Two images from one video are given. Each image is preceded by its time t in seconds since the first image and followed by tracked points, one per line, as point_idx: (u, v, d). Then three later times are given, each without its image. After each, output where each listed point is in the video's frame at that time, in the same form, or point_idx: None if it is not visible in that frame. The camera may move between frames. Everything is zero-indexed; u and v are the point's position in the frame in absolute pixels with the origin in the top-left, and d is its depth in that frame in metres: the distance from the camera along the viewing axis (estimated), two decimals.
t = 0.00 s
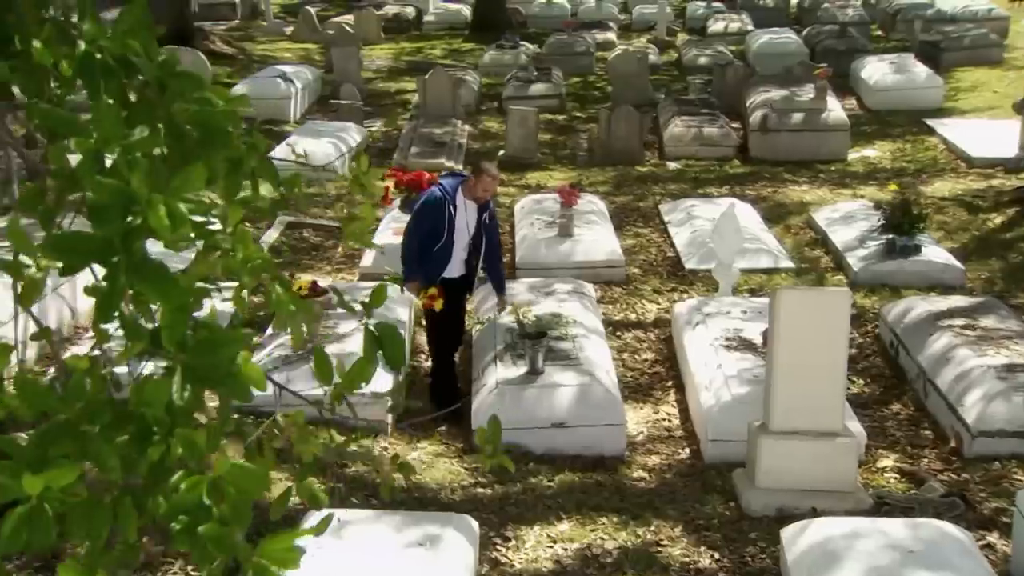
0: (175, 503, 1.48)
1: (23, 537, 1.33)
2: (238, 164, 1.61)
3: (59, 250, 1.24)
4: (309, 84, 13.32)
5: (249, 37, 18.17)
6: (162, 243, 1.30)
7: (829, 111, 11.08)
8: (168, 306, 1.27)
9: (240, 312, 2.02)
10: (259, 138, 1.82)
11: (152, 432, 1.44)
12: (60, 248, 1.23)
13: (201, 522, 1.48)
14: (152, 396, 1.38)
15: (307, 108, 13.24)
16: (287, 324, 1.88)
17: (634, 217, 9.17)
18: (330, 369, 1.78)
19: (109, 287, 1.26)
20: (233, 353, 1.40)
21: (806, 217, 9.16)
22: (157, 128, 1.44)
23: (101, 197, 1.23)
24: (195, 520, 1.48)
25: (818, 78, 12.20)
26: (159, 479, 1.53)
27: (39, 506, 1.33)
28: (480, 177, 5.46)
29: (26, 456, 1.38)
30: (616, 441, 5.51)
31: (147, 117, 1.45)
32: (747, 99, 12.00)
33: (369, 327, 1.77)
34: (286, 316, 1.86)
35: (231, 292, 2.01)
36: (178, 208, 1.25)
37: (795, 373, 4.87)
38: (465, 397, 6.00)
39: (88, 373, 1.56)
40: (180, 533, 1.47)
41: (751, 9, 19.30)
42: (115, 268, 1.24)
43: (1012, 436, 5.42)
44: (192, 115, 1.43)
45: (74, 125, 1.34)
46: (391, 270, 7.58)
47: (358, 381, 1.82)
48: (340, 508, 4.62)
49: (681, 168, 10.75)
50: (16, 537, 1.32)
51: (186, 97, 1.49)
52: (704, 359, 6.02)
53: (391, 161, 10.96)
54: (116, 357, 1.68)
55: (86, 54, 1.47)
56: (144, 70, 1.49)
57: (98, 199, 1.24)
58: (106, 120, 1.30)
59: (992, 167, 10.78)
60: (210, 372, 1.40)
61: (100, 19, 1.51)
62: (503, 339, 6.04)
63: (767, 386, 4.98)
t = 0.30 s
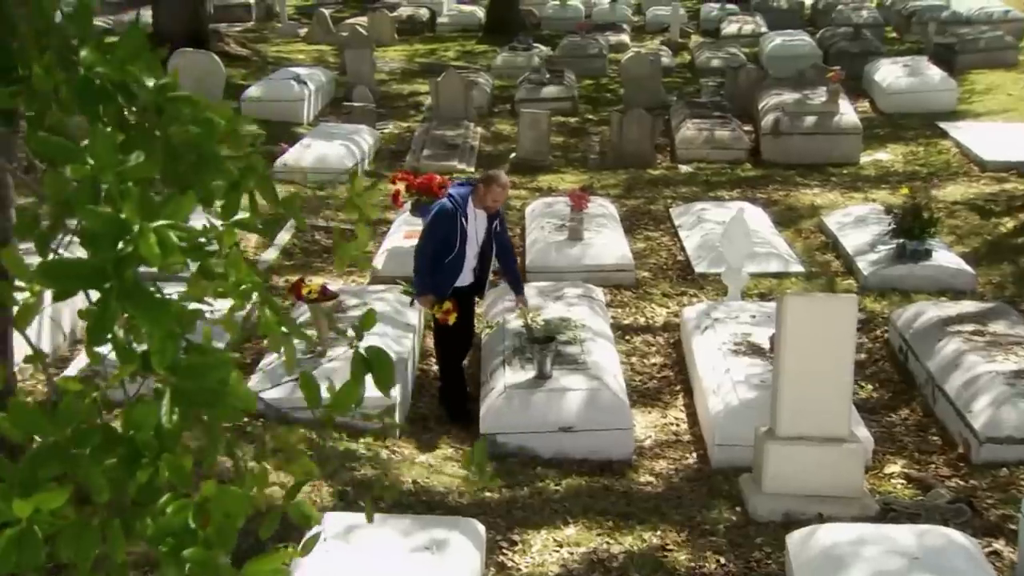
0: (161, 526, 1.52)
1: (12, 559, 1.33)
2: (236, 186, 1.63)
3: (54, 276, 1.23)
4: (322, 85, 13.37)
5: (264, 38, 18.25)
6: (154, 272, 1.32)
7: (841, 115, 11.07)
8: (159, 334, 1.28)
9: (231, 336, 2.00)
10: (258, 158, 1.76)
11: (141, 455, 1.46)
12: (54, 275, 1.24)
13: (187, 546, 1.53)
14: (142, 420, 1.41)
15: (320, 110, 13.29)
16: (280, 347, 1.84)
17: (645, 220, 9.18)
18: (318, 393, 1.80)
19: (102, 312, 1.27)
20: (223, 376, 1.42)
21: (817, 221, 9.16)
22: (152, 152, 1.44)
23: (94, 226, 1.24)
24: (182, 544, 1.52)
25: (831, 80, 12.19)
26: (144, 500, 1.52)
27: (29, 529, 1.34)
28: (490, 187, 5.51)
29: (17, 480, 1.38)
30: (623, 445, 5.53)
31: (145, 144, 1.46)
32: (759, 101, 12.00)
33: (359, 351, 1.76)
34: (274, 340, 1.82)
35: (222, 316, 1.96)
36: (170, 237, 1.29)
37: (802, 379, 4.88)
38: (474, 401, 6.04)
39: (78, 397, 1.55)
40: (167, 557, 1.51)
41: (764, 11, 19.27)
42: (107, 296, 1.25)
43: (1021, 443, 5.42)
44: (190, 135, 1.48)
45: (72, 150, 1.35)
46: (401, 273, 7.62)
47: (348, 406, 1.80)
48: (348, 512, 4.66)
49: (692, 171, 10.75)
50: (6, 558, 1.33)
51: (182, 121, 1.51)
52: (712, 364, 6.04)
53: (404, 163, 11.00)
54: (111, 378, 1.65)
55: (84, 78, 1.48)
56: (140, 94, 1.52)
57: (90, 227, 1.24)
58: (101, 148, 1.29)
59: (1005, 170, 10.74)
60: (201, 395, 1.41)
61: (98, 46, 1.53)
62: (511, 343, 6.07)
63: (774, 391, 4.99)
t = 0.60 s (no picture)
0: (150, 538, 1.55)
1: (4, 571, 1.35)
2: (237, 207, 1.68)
3: (51, 297, 1.27)
4: (335, 87, 13.42)
5: (278, 40, 18.31)
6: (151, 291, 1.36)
7: (854, 118, 11.05)
8: (154, 354, 1.31)
9: (228, 355, 1.97)
10: (254, 176, 1.80)
11: (134, 469, 1.50)
12: (51, 295, 1.27)
13: (175, 556, 1.56)
14: (136, 437, 1.46)
15: (334, 111, 13.34)
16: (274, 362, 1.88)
17: (656, 224, 9.18)
18: (311, 407, 1.83)
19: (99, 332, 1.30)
20: (216, 393, 1.41)
21: (829, 225, 9.15)
22: (153, 176, 1.51)
23: (92, 248, 1.29)
24: (170, 556, 1.55)
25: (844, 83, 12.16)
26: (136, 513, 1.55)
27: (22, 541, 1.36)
28: (503, 208, 5.54)
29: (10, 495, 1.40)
30: (631, 449, 5.55)
31: (146, 166, 1.53)
32: (772, 104, 11.99)
33: (351, 368, 1.80)
34: (267, 357, 1.84)
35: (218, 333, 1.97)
36: (164, 259, 1.34)
37: (808, 387, 4.88)
38: (483, 404, 6.07)
39: (74, 414, 1.57)
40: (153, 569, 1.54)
41: (779, 12, 19.26)
42: (103, 315, 1.28)
43: None
44: (189, 158, 1.49)
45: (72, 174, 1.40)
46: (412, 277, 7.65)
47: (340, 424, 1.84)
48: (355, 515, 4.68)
49: (704, 174, 10.75)
50: None
51: (182, 142, 1.54)
52: (721, 368, 6.05)
53: (416, 165, 11.02)
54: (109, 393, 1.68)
55: (87, 106, 1.56)
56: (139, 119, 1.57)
57: (88, 249, 1.29)
58: (101, 174, 1.35)
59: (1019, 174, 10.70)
60: (197, 412, 1.41)
61: (101, 71, 1.61)
62: (521, 347, 6.10)
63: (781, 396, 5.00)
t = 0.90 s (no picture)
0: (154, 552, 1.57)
1: None
2: (239, 225, 1.71)
3: (56, 318, 1.31)
4: (349, 89, 13.47)
5: (293, 41, 18.38)
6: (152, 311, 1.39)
7: (867, 121, 11.03)
8: (157, 371, 1.35)
9: (228, 372, 2.00)
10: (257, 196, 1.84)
11: (139, 484, 1.55)
12: (55, 316, 1.31)
13: (178, 568, 1.60)
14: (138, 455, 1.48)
15: (347, 113, 13.38)
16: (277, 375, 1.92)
17: (667, 227, 9.19)
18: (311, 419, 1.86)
19: (103, 352, 1.35)
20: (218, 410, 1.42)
21: (840, 228, 9.14)
22: (157, 196, 1.56)
23: (94, 270, 1.31)
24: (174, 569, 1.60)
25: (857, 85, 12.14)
26: (141, 526, 1.59)
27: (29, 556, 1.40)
28: (519, 226, 5.54)
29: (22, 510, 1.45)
30: (639, 454, 5.56)
31: (150, 188, 1.57)
32: (785, 107, 11.98)
33: (350, 382, 1.84)
34: (268, 371, 1.88)
35: (218, 349, 2.00)
36: (164, 280, 1.35)
37: (815, 393, 4.88)
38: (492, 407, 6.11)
39: (79, 430, 1.58)
40: None
41: (792, 14, 19.23)
42: (107, 335, 1.33)
43: None
44: (191, 177, 1.53)
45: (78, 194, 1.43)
46: (423, 280, 7.68)
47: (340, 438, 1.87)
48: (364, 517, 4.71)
49: (716, 177, 10.75)
50: None
51: (185, 161, 1.57)
52: (729, 373, 6.07)
53: (429, 167, 11.05)
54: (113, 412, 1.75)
55: (92, 125, 1.52)
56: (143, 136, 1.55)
57: (90, 271, 1.31)
58: (105, 195, 1.35)
59: None
60: (199, 427, 1.37)
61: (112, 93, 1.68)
62: (530, 351, 6.12)
63: (788, 402, 5.01)
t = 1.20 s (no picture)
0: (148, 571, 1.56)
1: None
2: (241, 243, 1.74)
3: (60, 340, 1.34)
4: (361, 91, 13.52)
5: (306, 43, 18.47)
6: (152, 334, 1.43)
7: (878, 124, 11.02)
8: (157, 393, 1.37)
9: (225, 387, 2.01)
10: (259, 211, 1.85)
11: (136, 504, 1.58)
12: (59, 339, 1.34)
13: None
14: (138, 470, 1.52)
15: (359, 115, 13.43)
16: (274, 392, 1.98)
17: (677, 230, 9.21)
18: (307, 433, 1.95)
19: (104, 375, 1.37)
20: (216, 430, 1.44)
21: (850, 232, 9.14)
22: (159, 214, 1.56)
23: (96, 295, 1.36)
24: None
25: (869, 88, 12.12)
26: (138, 545, 1.60)
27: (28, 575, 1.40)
28: (529, 237, 5.54)
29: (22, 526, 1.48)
30: (645, 458, 5.59)
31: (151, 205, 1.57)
32: (796, 110, 11.97)
33: (348, 398, 1.90)
34: (265, 387, 1.91)
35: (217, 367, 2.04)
36: (164, 305, 1.39)
37: (820, 398, 4.90)
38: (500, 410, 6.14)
39: (81, 450, 1.66)
40: None
41: (805, 16, 19.22)
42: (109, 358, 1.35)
43: None
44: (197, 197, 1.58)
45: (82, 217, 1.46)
46: (432, 283, 7.71)
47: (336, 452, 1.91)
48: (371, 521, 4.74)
49: (726, 180, 10.77)
50: None
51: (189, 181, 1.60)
52: (737, 377, 6.09)
53: (440, 170, 11.09)
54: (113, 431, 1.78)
55: (98, 146, 1.56)
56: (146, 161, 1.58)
57: (93, 296, 1.36)
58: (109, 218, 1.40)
59: None
60: (195, 445, 1.43)
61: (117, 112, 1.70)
62: (538, 355, 6.16)
63: (794, 407, 5.03)
